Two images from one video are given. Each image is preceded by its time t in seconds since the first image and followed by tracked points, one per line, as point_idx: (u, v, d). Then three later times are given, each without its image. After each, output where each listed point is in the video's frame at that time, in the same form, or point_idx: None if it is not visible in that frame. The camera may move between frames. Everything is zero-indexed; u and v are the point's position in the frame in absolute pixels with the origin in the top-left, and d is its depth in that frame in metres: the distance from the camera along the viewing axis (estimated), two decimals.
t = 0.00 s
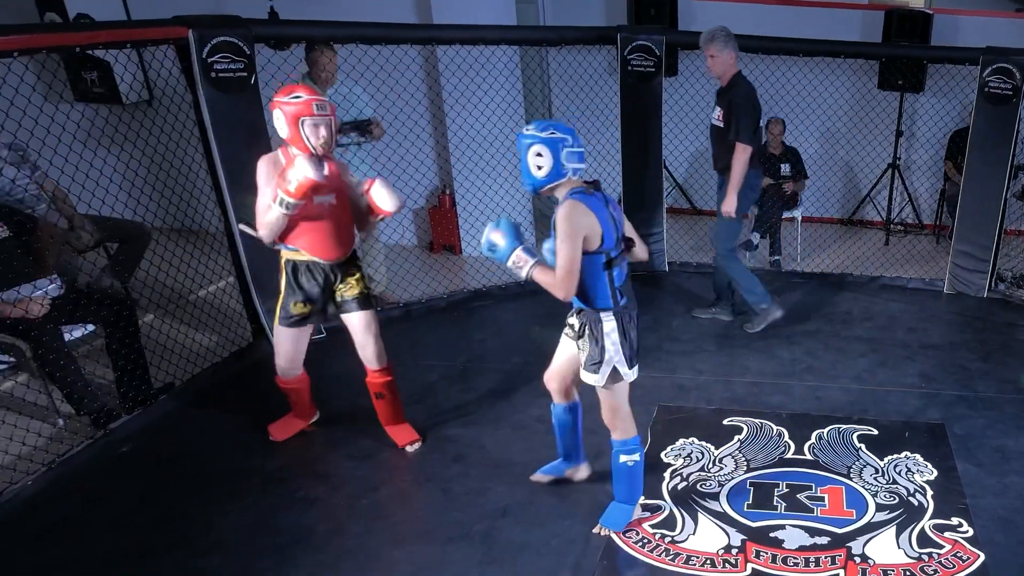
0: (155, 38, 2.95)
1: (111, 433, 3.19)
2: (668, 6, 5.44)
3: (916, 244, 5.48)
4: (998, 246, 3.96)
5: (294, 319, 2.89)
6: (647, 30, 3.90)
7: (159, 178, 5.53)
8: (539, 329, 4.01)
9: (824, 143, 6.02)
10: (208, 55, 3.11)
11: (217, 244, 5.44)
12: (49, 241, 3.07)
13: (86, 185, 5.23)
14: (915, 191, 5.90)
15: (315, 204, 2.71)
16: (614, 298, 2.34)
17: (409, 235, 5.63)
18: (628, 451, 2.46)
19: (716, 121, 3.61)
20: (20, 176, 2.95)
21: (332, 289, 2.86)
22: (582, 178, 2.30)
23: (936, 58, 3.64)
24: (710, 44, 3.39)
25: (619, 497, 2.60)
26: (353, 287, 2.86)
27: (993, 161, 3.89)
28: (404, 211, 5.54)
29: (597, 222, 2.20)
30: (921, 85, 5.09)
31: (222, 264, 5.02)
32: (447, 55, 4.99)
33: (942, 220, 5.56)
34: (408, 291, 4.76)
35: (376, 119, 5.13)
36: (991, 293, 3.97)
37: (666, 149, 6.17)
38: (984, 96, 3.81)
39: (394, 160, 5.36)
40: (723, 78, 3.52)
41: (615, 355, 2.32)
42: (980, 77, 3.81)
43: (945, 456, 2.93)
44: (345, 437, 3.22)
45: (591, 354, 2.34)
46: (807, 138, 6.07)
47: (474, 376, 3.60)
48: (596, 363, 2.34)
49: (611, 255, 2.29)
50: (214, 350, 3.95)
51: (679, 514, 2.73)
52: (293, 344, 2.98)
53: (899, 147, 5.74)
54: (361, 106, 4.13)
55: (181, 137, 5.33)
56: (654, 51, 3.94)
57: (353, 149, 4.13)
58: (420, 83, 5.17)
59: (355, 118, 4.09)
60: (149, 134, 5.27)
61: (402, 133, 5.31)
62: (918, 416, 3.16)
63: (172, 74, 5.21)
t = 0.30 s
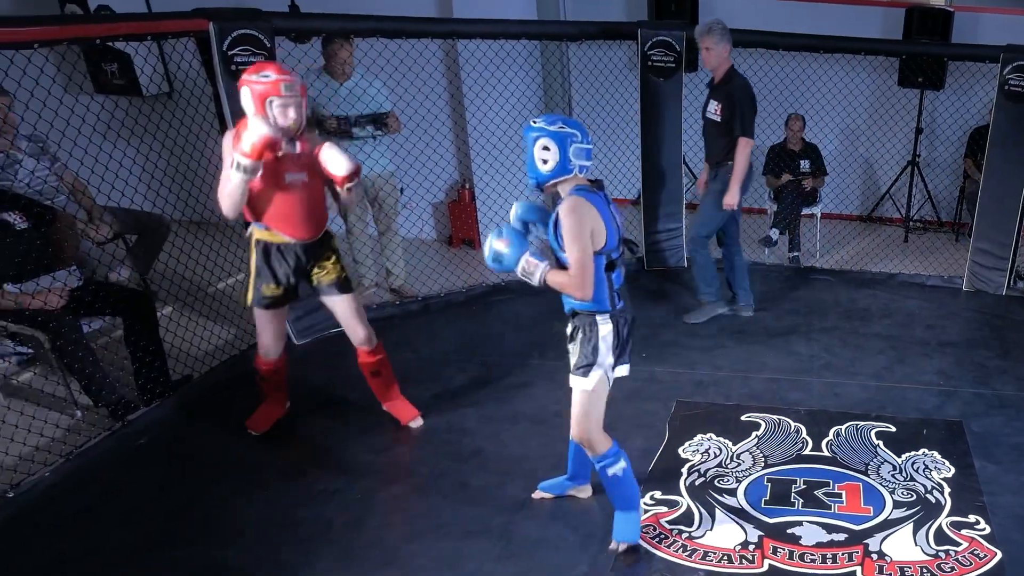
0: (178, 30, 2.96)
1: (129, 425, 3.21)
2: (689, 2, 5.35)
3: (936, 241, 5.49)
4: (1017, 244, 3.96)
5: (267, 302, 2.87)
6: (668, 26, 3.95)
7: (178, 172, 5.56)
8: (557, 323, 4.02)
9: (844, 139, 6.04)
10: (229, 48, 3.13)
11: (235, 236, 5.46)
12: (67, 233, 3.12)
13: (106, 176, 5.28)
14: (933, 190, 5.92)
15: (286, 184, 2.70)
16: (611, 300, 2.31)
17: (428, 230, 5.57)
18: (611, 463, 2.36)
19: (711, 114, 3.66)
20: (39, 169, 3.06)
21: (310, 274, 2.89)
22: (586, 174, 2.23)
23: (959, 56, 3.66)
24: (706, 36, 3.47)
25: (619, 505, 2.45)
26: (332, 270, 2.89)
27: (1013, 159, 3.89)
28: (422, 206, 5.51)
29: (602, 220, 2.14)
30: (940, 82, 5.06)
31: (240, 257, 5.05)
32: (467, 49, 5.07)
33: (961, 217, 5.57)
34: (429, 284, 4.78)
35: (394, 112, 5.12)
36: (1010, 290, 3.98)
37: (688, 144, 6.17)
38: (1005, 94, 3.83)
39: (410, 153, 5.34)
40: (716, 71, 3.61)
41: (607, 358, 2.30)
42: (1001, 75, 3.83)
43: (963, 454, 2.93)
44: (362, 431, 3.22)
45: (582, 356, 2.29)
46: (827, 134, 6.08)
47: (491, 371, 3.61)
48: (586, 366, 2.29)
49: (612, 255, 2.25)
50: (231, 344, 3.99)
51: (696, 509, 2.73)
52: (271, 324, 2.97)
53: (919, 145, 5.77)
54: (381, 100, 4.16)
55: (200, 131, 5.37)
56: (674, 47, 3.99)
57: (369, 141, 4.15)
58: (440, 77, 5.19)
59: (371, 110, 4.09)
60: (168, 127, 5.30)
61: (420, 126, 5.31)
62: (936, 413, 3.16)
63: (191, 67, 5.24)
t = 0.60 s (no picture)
0: (194, 24, 2.96)
1: (141, 420, 3.22)
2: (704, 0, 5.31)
3: (950, 239, 5.50)
4: None
5: (269, 294, 2.87)
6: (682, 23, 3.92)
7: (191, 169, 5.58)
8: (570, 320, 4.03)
9: (858, 137, 6.05)
10: (243, 43, 3.14)
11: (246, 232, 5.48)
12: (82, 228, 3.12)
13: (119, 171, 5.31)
14: (947, 188, 5.92)
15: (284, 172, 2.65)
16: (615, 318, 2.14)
17: (442, 226, 5.64)
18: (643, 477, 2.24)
19: (692, 116, 3.63)
20: (54, 163, 3.10)
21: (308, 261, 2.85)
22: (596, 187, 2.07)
23: (975, 54, 3.64)
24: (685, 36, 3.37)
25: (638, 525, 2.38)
26: (332, 253, 2.86)
27: None
28: (436, 202, 5.55)
29: (607, 237, 1.99)
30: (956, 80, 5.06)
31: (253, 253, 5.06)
32: (482, 45, 5.02)
33: (975, 216, 5.57)
34: (444, 280, 4.80)
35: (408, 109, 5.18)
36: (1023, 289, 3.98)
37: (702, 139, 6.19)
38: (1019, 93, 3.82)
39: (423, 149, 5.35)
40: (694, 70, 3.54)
41: (613, 380, 2.12)
42: (1016, 74, 3.80)
43: (975, 452, 2.93)
44: (375, 427, 3.22)
45: (585, 377, 2.14)
46: (842, 133, 6.08)
47: (503, 367, 3.60)
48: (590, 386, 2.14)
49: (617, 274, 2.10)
50: (243, 339, 4.02)
51: (709, 506, 2.73)
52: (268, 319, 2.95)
53: (933, 143, 5.77)
54: (395, 96, 4.17)
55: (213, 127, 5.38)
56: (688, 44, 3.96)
57: (379, 136, 4.17)
58: (454, 73, 5.20)
59: (381, 104, 4.12)
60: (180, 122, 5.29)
61: (434, 122, 5.33)
62: (949, 412, 3.16)
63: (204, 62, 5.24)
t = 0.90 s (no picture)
0: (201, 22, 2.96)
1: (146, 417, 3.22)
2: None
3: (955, 238, 5.53)
4: None
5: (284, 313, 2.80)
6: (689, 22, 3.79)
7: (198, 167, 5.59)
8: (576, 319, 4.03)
9: (864, 136, 6.05)
10: (249, 40, 3.14)
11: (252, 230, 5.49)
12: (88, 225, 3.12)
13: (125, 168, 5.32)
14: (955, 187, 5.91)
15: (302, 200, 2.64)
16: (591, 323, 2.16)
17: (448, 223, 5.64)
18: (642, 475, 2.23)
19: (669, 110, 3.55)
20: (61, 161, 3.11)
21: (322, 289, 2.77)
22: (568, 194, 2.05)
23: (984, 53, 3.64)
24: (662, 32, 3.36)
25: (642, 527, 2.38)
26: (348, 287, 2.76)
27: None
28: (443, 200, 5.55)
29: (583, 243, 1.98)
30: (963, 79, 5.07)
31: (259, 251, 5.06)
32: (488, 44, 5.00)
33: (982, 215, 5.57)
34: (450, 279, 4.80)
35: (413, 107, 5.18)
36: None
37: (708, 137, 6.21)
38: None
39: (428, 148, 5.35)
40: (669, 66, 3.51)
41: (597, 381, 2.13)
42: None
43: (981, 452, 2.93)
44: (381, 426, 3.22)
45: (569, 382, 2.14)
46: (849, 132, 6.10)
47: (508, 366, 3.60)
48: (573, 392, 2.14)
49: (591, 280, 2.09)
50: (248, 338, 4.04)
51: (715, 505, 2.73)
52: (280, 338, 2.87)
53: (940, 142, 5.77)
54: (400, 94, 4.19)
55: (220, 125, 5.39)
56: (695, 44, 3.79)
57: (383, 134, 4.20)
58: (462, 73, 5.16)
59: (387, 101, 4.12)
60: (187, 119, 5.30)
61: (440, 121, 5.34)
62: (955, 411, 3.16)
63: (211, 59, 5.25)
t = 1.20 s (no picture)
0: (200, 23, 2.99)
1: (147, 416, 3.23)
2: None
3: (953, 238, 5.52)
4: None
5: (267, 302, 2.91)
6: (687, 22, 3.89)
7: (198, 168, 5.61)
8: (575, 319, 4.04)
9: (863, 136, 6.05)
10: (249, 41, 3.17)
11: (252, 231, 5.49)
12: (88, 225, 3.13)
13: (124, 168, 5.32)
14: (953, 186, 5.92)
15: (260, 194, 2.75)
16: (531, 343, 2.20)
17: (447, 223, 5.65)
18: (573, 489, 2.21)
19: (641, 108, 3.57)
20: (60, 161, 3.10)
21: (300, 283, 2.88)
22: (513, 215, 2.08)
23: (983, 53, 3.65)
24: (629, 29, 3.38)
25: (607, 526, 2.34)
26: (320, 281, 2.86)
27: None
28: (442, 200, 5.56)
29: (529, 261, 2.01)
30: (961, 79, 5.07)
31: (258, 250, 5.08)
32: (488, 43, 4.95)
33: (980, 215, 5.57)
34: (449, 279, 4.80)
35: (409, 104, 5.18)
36: None
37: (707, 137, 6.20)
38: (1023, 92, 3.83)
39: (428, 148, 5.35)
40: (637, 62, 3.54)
41: (528, 402, 2.19)
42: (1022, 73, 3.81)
43: (980, 451, 2.94)
44: (380, 426, 3.23)
45: (502, 402, 2.21)
46: (848, 132, 6.09)
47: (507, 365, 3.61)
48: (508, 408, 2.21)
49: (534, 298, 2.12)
50: (248, 338, 4.06)
51: (713, 505, 2.74)
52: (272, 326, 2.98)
53: (938, 141, 5.77)
54: (386, 93, 4.18)
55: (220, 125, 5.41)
56: (693, 43, 3.92)
57: (379, 134, 4.20)
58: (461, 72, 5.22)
59: (384, 102, 4.14)
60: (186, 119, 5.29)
61: (439, 121, 5.36)
62: (953, 411, 3.16)
63: (211, 59, 5.23)
